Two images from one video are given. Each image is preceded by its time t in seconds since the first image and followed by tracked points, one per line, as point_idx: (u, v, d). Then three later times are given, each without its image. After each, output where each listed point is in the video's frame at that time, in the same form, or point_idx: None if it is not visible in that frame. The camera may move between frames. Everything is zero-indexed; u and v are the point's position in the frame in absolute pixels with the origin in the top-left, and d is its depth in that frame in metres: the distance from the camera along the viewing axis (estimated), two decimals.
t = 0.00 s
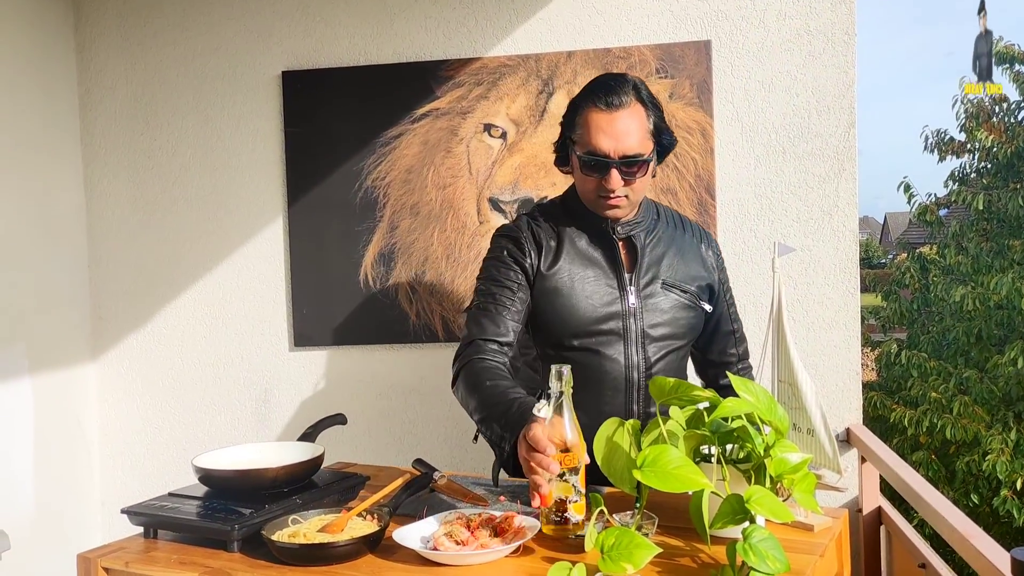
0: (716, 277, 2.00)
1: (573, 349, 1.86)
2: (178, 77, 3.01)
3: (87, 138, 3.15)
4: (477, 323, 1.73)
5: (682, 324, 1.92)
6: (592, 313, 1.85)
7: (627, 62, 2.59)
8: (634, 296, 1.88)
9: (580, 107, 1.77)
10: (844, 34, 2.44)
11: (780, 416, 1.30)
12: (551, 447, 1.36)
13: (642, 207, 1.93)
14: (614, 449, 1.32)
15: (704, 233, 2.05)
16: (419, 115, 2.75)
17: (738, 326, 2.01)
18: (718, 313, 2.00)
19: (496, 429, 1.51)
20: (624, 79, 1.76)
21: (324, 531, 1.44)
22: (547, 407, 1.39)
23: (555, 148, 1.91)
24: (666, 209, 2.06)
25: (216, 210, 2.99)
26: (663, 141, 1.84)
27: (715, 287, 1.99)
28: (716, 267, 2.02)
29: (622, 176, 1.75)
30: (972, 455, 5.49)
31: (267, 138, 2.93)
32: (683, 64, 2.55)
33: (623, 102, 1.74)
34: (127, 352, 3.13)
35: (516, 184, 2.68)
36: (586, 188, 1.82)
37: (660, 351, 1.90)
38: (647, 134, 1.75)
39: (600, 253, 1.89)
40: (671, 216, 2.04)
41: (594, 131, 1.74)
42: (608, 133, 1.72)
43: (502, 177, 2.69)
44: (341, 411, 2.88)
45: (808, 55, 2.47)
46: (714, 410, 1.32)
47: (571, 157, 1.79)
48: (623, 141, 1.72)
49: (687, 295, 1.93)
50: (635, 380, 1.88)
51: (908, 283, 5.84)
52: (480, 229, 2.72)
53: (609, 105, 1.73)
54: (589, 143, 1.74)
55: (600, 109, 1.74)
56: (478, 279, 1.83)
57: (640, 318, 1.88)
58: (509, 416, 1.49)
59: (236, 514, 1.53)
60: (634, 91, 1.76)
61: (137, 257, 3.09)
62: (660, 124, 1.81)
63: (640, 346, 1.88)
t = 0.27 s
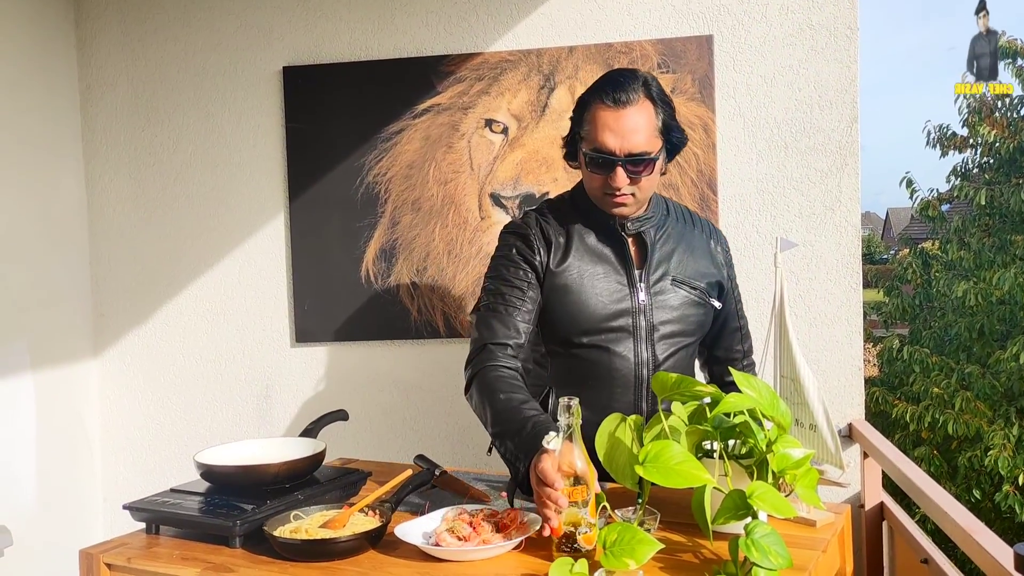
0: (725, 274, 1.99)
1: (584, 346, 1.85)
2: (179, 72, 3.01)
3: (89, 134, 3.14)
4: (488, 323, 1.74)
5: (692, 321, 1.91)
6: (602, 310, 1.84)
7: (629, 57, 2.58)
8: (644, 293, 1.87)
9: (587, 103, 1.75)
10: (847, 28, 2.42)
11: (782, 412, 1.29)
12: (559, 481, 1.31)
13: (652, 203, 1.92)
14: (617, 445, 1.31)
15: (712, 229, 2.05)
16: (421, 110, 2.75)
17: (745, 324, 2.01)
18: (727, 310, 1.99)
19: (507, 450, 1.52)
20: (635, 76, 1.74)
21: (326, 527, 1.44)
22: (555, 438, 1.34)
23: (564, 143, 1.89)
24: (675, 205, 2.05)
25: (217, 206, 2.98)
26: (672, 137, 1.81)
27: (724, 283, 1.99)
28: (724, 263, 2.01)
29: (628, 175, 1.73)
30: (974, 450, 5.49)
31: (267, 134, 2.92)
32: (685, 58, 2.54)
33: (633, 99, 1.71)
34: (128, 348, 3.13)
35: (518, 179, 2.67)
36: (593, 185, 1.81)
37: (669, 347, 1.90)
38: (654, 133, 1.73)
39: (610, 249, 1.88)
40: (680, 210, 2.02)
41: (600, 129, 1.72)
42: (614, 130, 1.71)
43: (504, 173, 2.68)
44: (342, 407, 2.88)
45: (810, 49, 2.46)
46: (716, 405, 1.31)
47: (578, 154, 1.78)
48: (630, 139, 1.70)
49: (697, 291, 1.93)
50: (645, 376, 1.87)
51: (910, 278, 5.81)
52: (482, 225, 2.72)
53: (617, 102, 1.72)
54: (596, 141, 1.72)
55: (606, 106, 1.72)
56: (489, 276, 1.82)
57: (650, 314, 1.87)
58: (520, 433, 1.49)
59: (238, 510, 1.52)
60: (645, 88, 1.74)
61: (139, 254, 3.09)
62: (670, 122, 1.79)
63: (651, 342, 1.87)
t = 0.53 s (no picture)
0: (729, 270, 1.98)
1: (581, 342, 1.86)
2: (179, 69, 3.00)
3: (89, 131, 3.14)
4: (484, 320, 1.76)
5: (691, 317, 1.91)
6: (597, 306, 1.85)
7: (630, 53, 2.57)
8: (641, 289, 1.87)
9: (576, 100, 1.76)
10: (848, 23, 2.42)
11: (784, 408, 1.29)
12: (559, 477, 1.31)
13: (653, 198, 1.91)
14: (618, 441, 1.31)
15: (718, 224, 2.03)
16: (421, 106, 2.74)
17: (749, 321, 2.00)
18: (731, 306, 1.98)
19: (508, 424, 1.53)
20: (622, 71, 1.75)
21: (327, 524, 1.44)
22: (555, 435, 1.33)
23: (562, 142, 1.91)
24: (680, 200, 2.04)
25: (218, 202, 2.98)
26: (664, 131, 1.79)
27: (727, 279, 1.97)
28: (729, 259, 1.99)
29: (615, 169, 1.73)
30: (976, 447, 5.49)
31: (268, 130, 2.91)
32: (686, 54, 2.53)
33: (618, 94, 1.72)
34: (129, 344, 3.13)
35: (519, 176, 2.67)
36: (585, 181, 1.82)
37: (667, 343, 1.90)
38: (640, 126, 1.73)
39: (607, 244, 1.88)
40: (684, 206, 2.01)
41: (586, 124, 1.73)
42: (598, 125, 1.71)
43: (505, 169, 2.68)
44: (343, 404, 2.88)
45: (812, 44, 2.45)
46: (717, 402, 1.31)
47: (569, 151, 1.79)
48: (614, 133, 1.70)
49: (698, 287, 1.91)
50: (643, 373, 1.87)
51: (912, 274, 5.80)
52: (483, 221, 2.71)
53: (602, 97, 1.72)
54: (582, 136, 1.74)
55: (593, 102, 1.73)
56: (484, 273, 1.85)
57: (647, 310, 1.87)
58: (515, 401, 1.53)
59: (239, 506, 1.52)
60: (631, 82, 1.73)
61: (140, 250, 3.09)
62: (660, 116, 1.78)
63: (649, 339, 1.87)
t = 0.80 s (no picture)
0: (734, 273, 1.96)
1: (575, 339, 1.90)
2: (179, 67, 3.00)
3: (89, 129, 3.13)
4: (467, 324, 1.91)
5: (690, 319, 1.91)
6: (592, 303, 1.88)
7: (631, 51, 2.57)
8: (639, 288, 1.88)
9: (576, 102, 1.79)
10: (850, 21, 2.41)
11: (784, 407, 1.29)
12: (559, 474, 1.31)
13: (657, 198, 1.91)
14: (619, 440, 1.31)
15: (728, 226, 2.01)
16: (422, 105, 2.74)
17: (759, 324, 1.97)
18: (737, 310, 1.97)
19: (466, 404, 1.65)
20: (616, 71, 1.77)
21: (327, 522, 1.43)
22: (555, 433, 1.33)
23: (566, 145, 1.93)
24: (690, 201, 2.03)
25: (218, 200, 2.97)
26: (662, 129, 1.80)
27: (731, 282, 1.96)
28: (736, 262, 1.98)
29: (612, 167, 1.74)
30: (977, 445, 5.48)
31: (268, 128, 2.91)
32: (688, 52, 2.53)
33: (613, 93, 1.73)
34: (130, 342, 3.13)
35: (519, 174, 2.66)
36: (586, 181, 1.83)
37: (664, 344, 1.90)
38: (636, 125, 1.73)
39: (605, 244, 1.91)
40: (694, 207, 2.01)
41: (583, 124, 1.75)
42: (594, 125, 1.73)
43: (505, 167, 2.67)
44: (344, 402, 2.88)
45: (813, 42, 2.44)
46: (718, 401, 1.31)
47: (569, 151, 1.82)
48: (609, 132, 1.71)
49: (698, 290, 1.91)
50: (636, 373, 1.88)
51: (912, 272, 5.77)
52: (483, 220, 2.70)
53: (598, 97, 1.74)
54: (578, 136, 1.75)
55: (589, 102, 1.75)
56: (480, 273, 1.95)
57: (643, 310, 1.89)
58: (466, 390, 1.69)
59: (240, 505, 1.52)
60: (626, 82, 1.75)
61: (140, 249, 3.08)
62: (657, 114, 1.78)
63: (645, 338, 1.89)
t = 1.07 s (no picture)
0: (733, 271, 1.95)
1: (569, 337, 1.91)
2: (180, 65, 2.99)
3: (90, 128, 3.13)
4: (477, 324, 1.89)
5: (685, 317, 1.91)
6: (586, 302, 1.89)
7: (632, 49, 2.56)
8: (632, 287, 1.88)
9: (571, 101, 1.79)
10: (852, 19, 2.41)
11: (785, 406, 1.28)
12: (561, 473, 1.31)
13: (652, 197, 1.91)
14: (620, 439, 1.30)
15: (728, 223, 2.00)
16: (423, 103, 2.73)
17: (764, 320, 1.94)
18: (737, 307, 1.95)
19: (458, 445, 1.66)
20: (612, 71, 1.76)
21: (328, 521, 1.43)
22: (555, 432, 1.32)
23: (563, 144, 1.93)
24: (689, 199, 2.02)
25: (219, 199, 2.97)
26: (656, 129, 1.79)
27: (729, 280, 1.95)
28: (735, 259, 1.96)
29: (605, 167, 1.74)
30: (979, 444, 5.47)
31: (269, 126, 2.91)
32: (689, 50, 2.52)
33: (607, 93, 1.73)
34: (130, 341, 3.13)
35: (520, 172, 2.66)
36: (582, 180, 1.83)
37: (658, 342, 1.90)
38: (629, 125, 1.73)
39: (599, 242, 1.91)
40: (693, 206, 2.00)
41: (577, 124, 1.75)
42: (587, 125, 1.73)
43: (506, 166, 2.67)
44: (345, 401, 2.87)
45: (815, 40, 2.44)
46: (719, 400, 1.30)
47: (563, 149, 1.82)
48: (601, 132, 1.71)
49: (693, 288, 1.91)
50: (629, 371, 1.88)
51: (914, 271, 5.75)
52: (483, 219, 2.70)
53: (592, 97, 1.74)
54: (572, 136, 1.75)
55: (584, 102, 1.74)
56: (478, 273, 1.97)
57: (636, 308, 1.89)
58: (460, 428, 1.71)
59: (240, 504, 1.52)
60: (621, 82, 1.75)
61: (141, 248, 3.08)
62: (652, 115, 1.78)
63: (638, 337, 1.89)
